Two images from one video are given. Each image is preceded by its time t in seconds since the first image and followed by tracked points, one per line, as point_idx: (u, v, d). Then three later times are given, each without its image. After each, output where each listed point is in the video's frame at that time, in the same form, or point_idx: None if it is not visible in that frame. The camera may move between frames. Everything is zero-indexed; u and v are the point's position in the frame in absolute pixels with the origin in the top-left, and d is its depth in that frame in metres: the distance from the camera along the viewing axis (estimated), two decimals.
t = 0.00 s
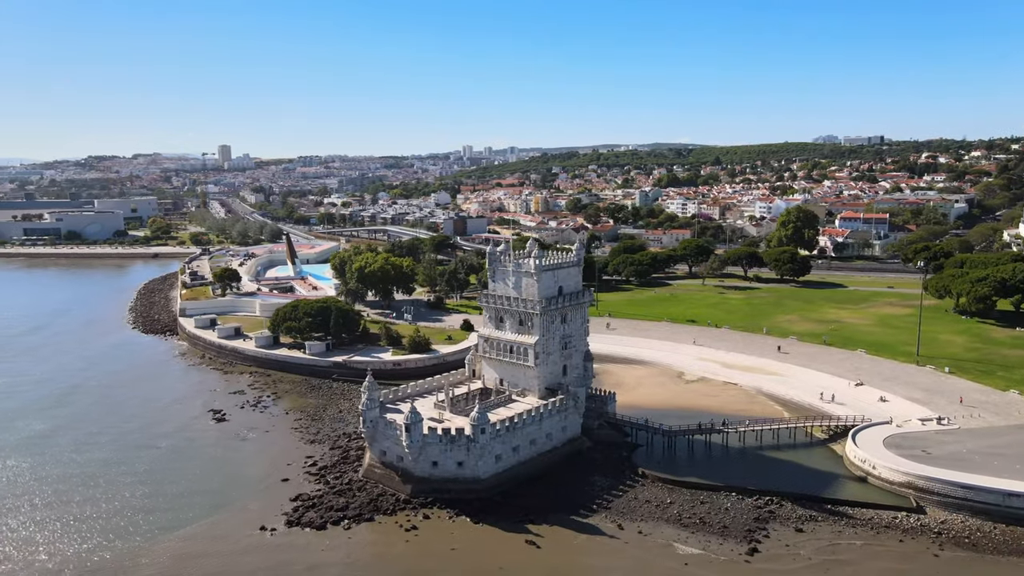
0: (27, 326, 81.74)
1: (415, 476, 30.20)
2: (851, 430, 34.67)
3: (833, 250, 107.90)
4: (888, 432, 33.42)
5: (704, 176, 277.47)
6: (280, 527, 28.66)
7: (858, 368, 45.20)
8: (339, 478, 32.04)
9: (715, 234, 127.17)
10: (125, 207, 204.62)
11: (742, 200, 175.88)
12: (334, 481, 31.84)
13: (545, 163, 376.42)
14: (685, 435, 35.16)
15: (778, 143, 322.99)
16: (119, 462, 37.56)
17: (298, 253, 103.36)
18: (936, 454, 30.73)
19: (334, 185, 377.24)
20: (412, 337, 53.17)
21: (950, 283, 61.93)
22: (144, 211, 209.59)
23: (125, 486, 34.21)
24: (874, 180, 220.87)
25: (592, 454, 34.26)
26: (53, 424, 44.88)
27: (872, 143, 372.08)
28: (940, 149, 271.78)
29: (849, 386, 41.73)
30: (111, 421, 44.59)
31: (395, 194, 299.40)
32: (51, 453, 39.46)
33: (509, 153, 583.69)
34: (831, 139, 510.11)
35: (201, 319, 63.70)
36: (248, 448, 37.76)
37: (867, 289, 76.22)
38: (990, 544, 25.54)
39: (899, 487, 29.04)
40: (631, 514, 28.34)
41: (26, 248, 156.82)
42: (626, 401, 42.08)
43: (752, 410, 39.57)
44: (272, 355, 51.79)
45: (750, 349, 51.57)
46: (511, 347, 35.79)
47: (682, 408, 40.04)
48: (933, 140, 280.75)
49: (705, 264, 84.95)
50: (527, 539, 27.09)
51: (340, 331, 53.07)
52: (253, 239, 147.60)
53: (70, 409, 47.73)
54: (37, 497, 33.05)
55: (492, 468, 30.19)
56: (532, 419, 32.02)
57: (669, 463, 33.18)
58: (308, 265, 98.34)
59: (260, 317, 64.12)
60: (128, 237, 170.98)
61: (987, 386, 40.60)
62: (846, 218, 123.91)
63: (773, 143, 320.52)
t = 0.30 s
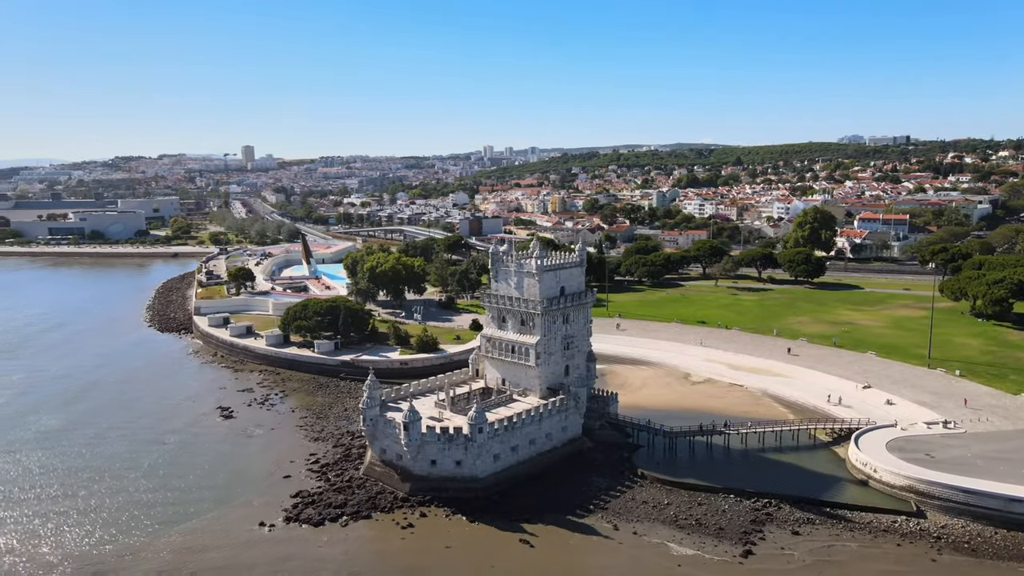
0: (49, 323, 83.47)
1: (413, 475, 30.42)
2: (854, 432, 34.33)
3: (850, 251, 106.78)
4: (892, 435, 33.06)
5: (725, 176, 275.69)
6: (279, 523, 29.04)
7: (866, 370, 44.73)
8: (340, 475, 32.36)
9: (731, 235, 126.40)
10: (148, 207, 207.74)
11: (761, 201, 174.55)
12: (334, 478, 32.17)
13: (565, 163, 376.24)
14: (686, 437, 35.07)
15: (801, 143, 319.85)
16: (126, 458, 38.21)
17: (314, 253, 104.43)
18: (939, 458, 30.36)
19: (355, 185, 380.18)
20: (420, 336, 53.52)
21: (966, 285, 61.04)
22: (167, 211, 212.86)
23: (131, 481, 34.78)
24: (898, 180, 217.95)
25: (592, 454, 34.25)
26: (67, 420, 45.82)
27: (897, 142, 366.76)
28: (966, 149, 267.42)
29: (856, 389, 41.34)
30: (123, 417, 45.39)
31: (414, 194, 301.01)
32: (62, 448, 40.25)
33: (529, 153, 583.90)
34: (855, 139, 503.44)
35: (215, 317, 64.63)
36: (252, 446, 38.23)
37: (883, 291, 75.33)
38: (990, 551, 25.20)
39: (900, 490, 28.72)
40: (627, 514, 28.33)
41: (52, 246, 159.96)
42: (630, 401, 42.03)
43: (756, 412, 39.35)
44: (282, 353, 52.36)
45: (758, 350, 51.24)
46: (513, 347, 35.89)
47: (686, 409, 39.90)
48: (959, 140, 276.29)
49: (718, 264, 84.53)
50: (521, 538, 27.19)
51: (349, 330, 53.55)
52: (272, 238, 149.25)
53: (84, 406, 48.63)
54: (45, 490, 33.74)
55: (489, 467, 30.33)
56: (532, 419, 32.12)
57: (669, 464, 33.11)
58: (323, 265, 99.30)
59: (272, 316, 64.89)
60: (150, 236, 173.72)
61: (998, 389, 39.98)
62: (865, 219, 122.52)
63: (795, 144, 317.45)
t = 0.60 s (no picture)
0: (67, 321, 84.87)
1: (411, 473, 30.68)
2: (855, 434, 34.08)
3: (866, 252, 105.62)
4: (892, 437, 32.78)
5: (743, 176, 273.68)
6: (277, 518, 29.44)
7: (872, 373, 44.31)
8: (339, 472, 32.71)
9: (745, 235, 125.59)
10: (168, 207, 210.45)
11: (779, 201, 173.12)
12: (333, 475, 32.52)
13: (583, 163, 375.46)
14: (685, 438, 35.02)
15: (821, 143, 316.69)
16: (132, 454, 38.83)
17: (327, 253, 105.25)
18: (939, 462, 30.08)
19: (373, 185, 382.20)
20: (426, 335, 53.87)
21: (980, 287, 60.21)
22: (187, 211, 215.42)
23: (135, 476, 35.36)
24: (919, 180, 215.10)
25: (591, 454, 34.31)
26: (78, 416, 46.64)
27: (922, 142, 361.21)
28: (991, 149, 263.15)
29: (861, 391, 40.99)
30: (132, 414, 46.11)
31: (431, 194, 301.96)
32: (71, 444, 40.98)
33: (547, 154, 583.43)
34: (877, 139, 497.14)
35: (226, 316, 65.42)
36: (256, 443, 38.70)
37: (896, 293, 74.43)
38: (987, 555, 24.96)
39: (898, 493, 28.48)
40: (622, 515, 28.37)
41: (73, 245, 162.54)
42: (632, 402, 42.00)
43: (758, 413, 39.16)
44: (290, 351, 52.94)
45: (765, 351, 50.94)
46: (513, 346, 36.03)
47: (687, 410, 39.79)
48: (984, 139, 271.99)
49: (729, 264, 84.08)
50: (514, 536, 27.35)
51: (356, 329, 54.03)
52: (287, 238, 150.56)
53: (95, 402, 49.48)
54: (52, 485, 34.40)
55: (486, 466, 30.50)
56: (529, 418, 32.25)
57: (667, 464, 33.10)
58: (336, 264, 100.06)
59: (282, 315, 65.56)
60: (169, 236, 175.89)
61: (1005, 392, 39.42)
62: (882, 221, 121.15)
63: (816, 143, 314.36)
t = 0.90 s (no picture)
0: (84, 318, 86.23)
1: (408, 471, 30.90)
2: (857, 436, 33.79)
3: (882, 253, 104.40)
4: (894, 440, 32.46)
5: (762, 176, 271.69)
6: (275, 515, 29.81)
7: (879, 375, 43.85)
8: (339, 470, 33.03)
9: (760, 236, 124.63)
10: (187, 207, 212.86)
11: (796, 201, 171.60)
12: (333, 472, 32.84)
13: (600, 163, 374.55)
14: (685, 439, 34.93)
15: (842, 143, 313.44)
16: (137, 450, 39.44)
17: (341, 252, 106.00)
18: (940, 465, 29.75)
19: (391, 185, 384.20)
20: (433, 334, 54.14)
21: (994, 289, 59.33)
22: (206, 211, 217.87)
23: (139, 472, 35.97)
24: (941, 180, 212.17)
25: (591, 454, 34.29)
26: (88, 412, 47.44)
27: (945, 142, 356.23)
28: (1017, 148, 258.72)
29: (866, 393, 40.59)
30: (140, 410, 46.82)
31: (448, 194, 302.83)
32: (79, 439, 41.75)
33: (565, 153, 582.63)
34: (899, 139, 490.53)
35: (237, 314, 66.17)
36: (259, 441, 39.17)
37: (911, 294, 73.56)
38: (983, 560, 24.74)
39: (897, 497, 28.22)
40: (616, 515, 28.41)
41: (93, 244, 165.02)
42: (634, 402, 41.94)
43: (761, 415, 38.95)
44: (297, 350, 53.43)
45: (772, 353, 50.62)
46: (513, 346, 36.11)
47: (689, 411, 39.66)
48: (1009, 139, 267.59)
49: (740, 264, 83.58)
50: (508, 535, 27.46)
51: (363, 328, 54.46)
52: (303, 237, 151.78)
53: (106, 399, 50.28)
54: (57, 480, 35.08)
55: (483, 465, 30.62)
56: (527, 418, 32.33)
57: (666, 465, 33.01)
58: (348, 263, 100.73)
59: (292, 314, 66.20)
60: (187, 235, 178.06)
61: (1013, 395, 38.87)
62: (899, 222, 119.45)
63: (836, 143, 311.20)
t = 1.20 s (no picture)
0: (102, 316, 87.60)
1: (407, 469, 31.13)
2: (859, 439, 33.50)
3: (900, 254, 103.14)
4: (895, 443, 32.18)
5: (782, 176, 269.45)
6: (274, 511, 30.14)
7: (887, 377, 43.40)
8: (339, 467, 33.37)
9: (776, 236, 123.58)
10: (207, 207, 215.25)
11: (814, 201, 170.03)
12: (333, 470, 33.17)
13: (619, 163, 373.50)
14: (686, 440, 34.85)
15: (865, 143, 309.83)
16: (144, 446, 40.09)
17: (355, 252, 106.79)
18: (941, 468, 29.42)
19: (409, 185, 385.99)
20: (440, 333, 54.40)
21: (1009, 291, 58.44)
22: (226, 211, 220.35)
23: (144, 469, 36.56)
24: (965, 180, 209.06)
25: (590, 454, 34.31)
26: (100, 409, 48.26)
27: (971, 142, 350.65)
28: None
29: (872, 395, 40.19)
30: (150, 407, 47.56)
31: (466, 194, 303.63)
32: (89, 436, 42.51)
33: (584, 153, 581.48)
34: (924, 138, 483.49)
35: (249, 313, 66.92)
36: (263, 439, 39.63)
37: (926, 295, 72.65)
38: (980, 565, 24.44)
39: (896, 500, 27.95)
40: (612, 515, 28.43)
41: (115, 243, 167.55)
42: (637, 402, 41.90)
43: (764, 417, 38.71)
44: (306, 348, 53.96)
45: (779, 354, 50.29)
46: (514, 346, 36.22)
47: (692, 412, 39.53)
48: None
49: (753, 265, 83.00)
50: (503, 534, 27.60)
51: (371, 327, 54.83)
52: (319, 237, 153.02)
53: (118, 396, 51.10)
54: (65, 476, 35.76)
55: (481, 464, 30.79)
56: (526, 417, 32.44)
57: (666, 466, 32.94)
58: (362, 263, 101.45)
59: (303, 313, 66.84)
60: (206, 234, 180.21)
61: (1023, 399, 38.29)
62: (919, 222, 117.30)
63: (859, 143, 307.66)
